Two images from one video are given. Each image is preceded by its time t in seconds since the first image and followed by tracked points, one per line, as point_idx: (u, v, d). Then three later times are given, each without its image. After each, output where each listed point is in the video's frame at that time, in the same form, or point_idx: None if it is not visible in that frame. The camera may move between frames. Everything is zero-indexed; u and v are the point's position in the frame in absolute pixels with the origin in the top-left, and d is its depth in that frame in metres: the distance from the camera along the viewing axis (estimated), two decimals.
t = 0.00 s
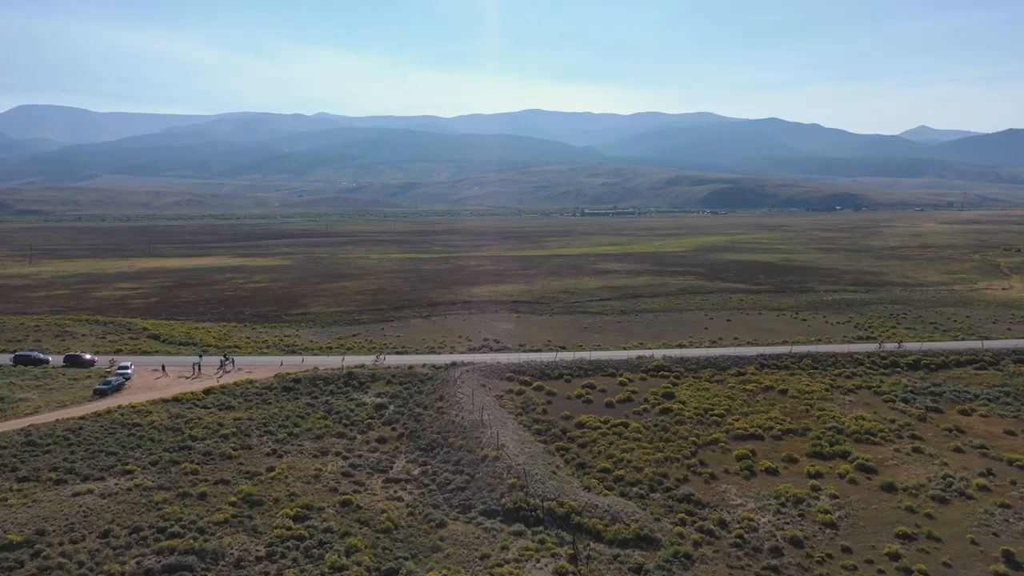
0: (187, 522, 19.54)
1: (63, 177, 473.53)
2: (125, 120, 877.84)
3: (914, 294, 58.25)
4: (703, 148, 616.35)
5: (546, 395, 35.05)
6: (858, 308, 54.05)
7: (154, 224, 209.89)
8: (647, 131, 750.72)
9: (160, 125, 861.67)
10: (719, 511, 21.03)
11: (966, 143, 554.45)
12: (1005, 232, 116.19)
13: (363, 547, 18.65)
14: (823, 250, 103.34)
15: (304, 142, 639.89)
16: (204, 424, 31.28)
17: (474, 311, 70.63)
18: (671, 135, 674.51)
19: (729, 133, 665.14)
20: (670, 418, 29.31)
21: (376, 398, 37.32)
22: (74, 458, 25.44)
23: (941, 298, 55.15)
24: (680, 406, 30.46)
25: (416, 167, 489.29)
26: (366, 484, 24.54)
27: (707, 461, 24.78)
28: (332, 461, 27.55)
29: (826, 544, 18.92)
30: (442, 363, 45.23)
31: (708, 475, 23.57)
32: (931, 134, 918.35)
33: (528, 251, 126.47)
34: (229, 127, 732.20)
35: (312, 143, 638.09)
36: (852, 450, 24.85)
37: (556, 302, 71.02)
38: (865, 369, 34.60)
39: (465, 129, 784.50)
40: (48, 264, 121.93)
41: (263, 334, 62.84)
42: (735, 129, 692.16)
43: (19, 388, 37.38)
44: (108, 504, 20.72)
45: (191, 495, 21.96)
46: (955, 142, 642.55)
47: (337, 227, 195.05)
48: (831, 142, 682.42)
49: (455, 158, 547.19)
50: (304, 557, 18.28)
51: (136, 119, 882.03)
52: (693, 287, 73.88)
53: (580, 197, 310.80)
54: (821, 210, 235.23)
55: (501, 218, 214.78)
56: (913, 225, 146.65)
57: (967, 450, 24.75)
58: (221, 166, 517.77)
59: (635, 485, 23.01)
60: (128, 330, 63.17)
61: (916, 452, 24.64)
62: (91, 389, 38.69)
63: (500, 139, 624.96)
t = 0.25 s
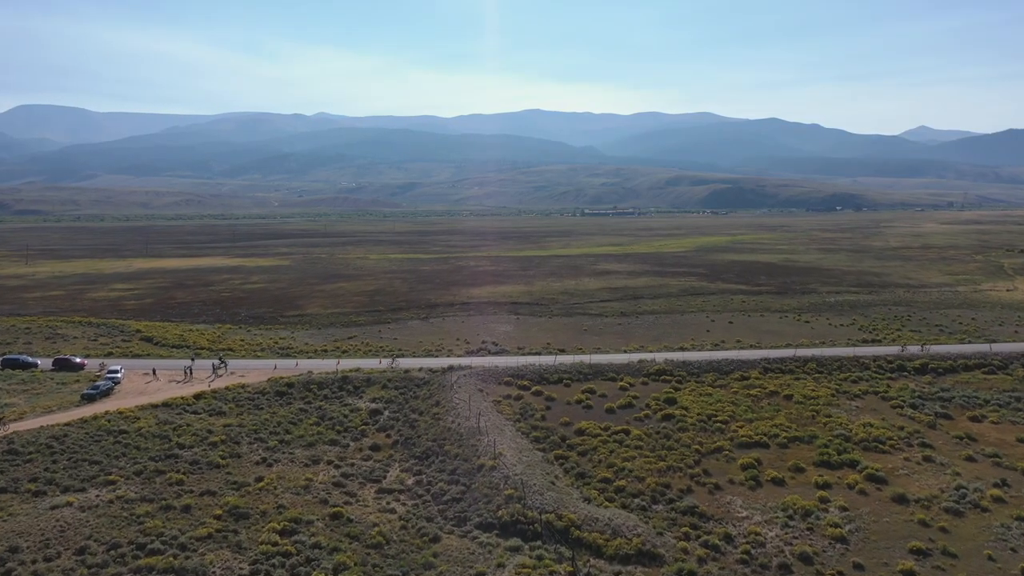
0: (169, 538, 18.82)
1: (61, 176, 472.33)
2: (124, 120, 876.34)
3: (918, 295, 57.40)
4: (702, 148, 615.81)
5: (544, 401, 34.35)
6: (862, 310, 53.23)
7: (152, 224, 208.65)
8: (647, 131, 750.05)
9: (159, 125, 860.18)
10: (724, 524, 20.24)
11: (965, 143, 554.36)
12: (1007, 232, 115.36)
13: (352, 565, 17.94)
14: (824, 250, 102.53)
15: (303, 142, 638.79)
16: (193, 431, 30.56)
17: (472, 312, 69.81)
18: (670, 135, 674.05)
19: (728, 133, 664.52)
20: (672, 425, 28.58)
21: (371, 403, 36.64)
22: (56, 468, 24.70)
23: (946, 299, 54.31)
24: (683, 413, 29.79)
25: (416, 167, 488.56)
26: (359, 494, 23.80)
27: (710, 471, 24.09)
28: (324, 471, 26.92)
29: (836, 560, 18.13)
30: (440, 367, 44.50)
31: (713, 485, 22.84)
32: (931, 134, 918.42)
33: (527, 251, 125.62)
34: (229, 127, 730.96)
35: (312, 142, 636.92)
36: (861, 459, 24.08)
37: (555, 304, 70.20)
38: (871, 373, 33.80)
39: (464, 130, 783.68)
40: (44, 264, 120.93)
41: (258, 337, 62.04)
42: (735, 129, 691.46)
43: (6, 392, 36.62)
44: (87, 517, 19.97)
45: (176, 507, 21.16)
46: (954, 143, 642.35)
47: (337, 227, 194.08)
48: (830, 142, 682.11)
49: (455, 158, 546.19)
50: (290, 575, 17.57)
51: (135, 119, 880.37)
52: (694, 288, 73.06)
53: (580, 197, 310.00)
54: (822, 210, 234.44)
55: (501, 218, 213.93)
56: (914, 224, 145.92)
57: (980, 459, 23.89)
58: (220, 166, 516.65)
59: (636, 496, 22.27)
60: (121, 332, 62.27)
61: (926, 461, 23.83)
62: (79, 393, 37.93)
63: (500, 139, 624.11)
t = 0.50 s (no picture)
0: (152, 552, 18.24)
1: (60, 176, 471.53)
2: (123, 120, 874.88)
3: (920, 297, 56.74)
4: (702, 148, 615.85)
5: (543, 406, 33.91)
6: (865, 312, 52.61)
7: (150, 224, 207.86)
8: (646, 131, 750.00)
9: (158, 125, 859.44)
10: (729, 536, 19.62)
11: (964, 143, 554.80)
12: (1008, 232, 114.90)
13: None
14: (825, 250, 101.99)
15: (302, 142, 638.11)
16: (183, 438, 29.96)
17: (471, 314, 69.18)
18: (670, 135, 673.89)
19: (727, 133, 664.51)
20: (673, 433, 28.20)
21: (367, 408, 36.18)
22: (40, 477, 24.12)
23: (949, 301, 53.71)
24: (684, 419, 29.57)
25: (415, 167, 487.89)
26: (351, 502, 23.19)
27: (714, 480, 23.65)
28: (317, 481, 26.54)
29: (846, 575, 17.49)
30: (437, 370, 44.01)
31: (716, 495, 22.26)
32: (929, 134, 919.27)
33: (527, 251, 125.05)
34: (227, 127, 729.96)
35: (311, 142, 636.22)
36: (868, 467, 23.49)
37: (554, 305, 69.58)
38: (877, 378, 33.16)
39: (463, 130, 782.96)
40: (40, 265, 120.12)
41: (253, 339, 61.45)
42: (734, 129, 691.43)
43: None
44: (68, 530, 19.36)
45: (160, 518, 20.50)
46: (953, 143, 643.12)
47: (336, 228, 193.23)
48: (829, 142, 682.36)
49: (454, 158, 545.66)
50: None
51: (134, 119, 878.85)
52: (694, 290, 72.36)
53: (578, 198, 309.49)
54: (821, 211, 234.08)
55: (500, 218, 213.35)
56: (915, 225, 145.56)
57: (991, 467, 23.21)
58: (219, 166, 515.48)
59: (638, 507, 21.68)
60: (115, 334, 61.53)
61: (936, 469, 23.20)
62: (68, 397, 37.28)
63: (499, 139, 623.81)
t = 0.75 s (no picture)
0: (133, 569, 17.73)
1: (58, 176, 470.52)
2: (122, 120, 872.93)
3: (924, 299, 56.06)
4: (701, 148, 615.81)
5: (542, 413, 33.41)
6: (869, 313, 51.95)
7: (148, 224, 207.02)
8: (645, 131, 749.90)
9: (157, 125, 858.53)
10: (735, 550, 18.98)
11: (963, 143, 555.12)
12: (1009, 232, 114.40)
13: None
14: (826, 251, 101.38)
15: (301, 142, 637.35)
16: (172, 444, 29.31)
17: (470, 315, 68.48)
18: (669, 136, 673.55)
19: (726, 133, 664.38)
20: (675, 440, 27.74)
21: (362, 413, 35.66)
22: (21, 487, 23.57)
23: (953, 302, 53.06)
24: (687, 425, 29.23)
25: (415, 167, 487.13)
26: (344, 512, 22.57)
27: (717, 489, 23.12)
28: (308, 489, 26.25)
29: None
30: (435, 373, 43.41)
31: (721, 505, 21.60)
32: (929, 134, 920.06)
33: (526, 252, 124.35)
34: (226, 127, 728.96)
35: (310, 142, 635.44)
36: (877, 476, 22.88)
37: (554, 306, 68.90)
38: (883, 382, 32.52)
39: (463, 130, 782.13)
40: (36, 265, 119.22)
41: (248, 341, 60.78)
42: (733, 129, 691.43)
43: None
44: (46, 544, 18.81)
45: (144, 530, 19.86)
46: (951, 144, 644.04)
47: (335, 228, 192.30)
48: (828, 142, 682.62)
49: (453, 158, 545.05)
50: None
51: (133, 119, 877.64)
52: (695, 291, 71.65)
53: (577, 198, 308.68)
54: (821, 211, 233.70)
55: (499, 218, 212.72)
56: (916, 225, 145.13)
57: (1003, 476, 22.48)
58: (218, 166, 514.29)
59: (639, 518, 21.08)
60: (108, 336, 60.70)
61: (947, 477, 22.48)
62: (56, 402, 36.55)
63: (498, 139, 623.46)
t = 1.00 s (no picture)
0: None
1: (58, 176, 469.79)
2: (121, 120, 871.76)
3: (927, 300, 55.47)
4: (700, 148, 615.71)
5: (541, 417, 33.07)
6: (871, 315, 51.35)
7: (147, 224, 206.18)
8: (645, 132, 749.87)
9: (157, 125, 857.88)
10: (740, 562, 18.50)
11: (963, 143, 555.06)
12: (1010, 233, 113.98)
13: None
14: (827, 251, 100.87)
15: (300, 142, 636.70)
16: (162, 450, 28.91)
17: (468, 316, 67.78)
18: (669, 136, 673.07)
19: (726, 133, 664.21)
20: (677, 446, 27.38)
21: (358, 418, 35.35)
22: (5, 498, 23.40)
23: (956, 304, 52.43)
24: (689, 430, 28.96)
25: (415, 167, 486.54)
26: (336, 520, 22.26)
27: (721, 497, 22.67)
28: (299, 496, 26.01)
29: None
30: (432, 376, 43.01)
31: (726, 514, 21.09)
32: (928, 133, 920.35)
33: (525, 252, 123.72)
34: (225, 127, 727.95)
35: (309, 142, 634.79)
36: (885, 484, 22.33)
37: (553, 307, 68.24)
38: (888, 386, 32.01)
39: (462, 130, 781.42)
40: (32, 265, 118.37)
41: (244, 343, 60.16)
42: (732, 129, 691.37)
43: None
44: (25, 559, 18.76)
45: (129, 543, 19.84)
46: (951, 144, 644.75)
47: (334, 228, 191.56)
48: (827, 142, 682.72)
49: (453, 158, 544.61)
50: None
51: (133, 119, 877.01)
52: (695, 291, 71.02)
53: (577, 198, 308.06)
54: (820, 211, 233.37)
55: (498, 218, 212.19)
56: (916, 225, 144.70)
57: (1015, 483, 21.83)
58: (218, 166, 513.39)
59: (641, 527, 20.64)
60: (102, 338, 59.89)
61: (957, 485, 21.86)
62: (45, 405, 35.86)
63: (498, 139, 623.10)
